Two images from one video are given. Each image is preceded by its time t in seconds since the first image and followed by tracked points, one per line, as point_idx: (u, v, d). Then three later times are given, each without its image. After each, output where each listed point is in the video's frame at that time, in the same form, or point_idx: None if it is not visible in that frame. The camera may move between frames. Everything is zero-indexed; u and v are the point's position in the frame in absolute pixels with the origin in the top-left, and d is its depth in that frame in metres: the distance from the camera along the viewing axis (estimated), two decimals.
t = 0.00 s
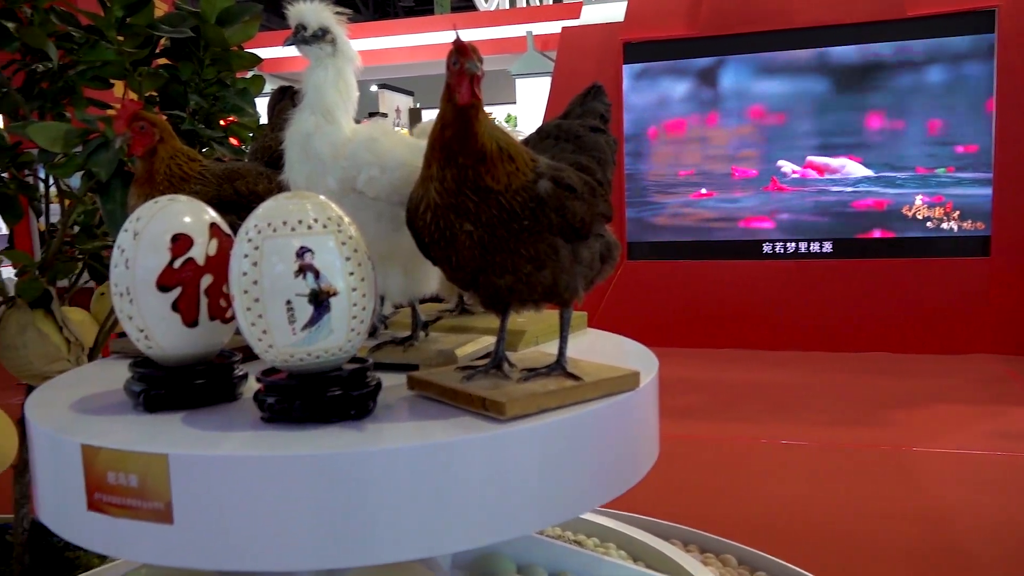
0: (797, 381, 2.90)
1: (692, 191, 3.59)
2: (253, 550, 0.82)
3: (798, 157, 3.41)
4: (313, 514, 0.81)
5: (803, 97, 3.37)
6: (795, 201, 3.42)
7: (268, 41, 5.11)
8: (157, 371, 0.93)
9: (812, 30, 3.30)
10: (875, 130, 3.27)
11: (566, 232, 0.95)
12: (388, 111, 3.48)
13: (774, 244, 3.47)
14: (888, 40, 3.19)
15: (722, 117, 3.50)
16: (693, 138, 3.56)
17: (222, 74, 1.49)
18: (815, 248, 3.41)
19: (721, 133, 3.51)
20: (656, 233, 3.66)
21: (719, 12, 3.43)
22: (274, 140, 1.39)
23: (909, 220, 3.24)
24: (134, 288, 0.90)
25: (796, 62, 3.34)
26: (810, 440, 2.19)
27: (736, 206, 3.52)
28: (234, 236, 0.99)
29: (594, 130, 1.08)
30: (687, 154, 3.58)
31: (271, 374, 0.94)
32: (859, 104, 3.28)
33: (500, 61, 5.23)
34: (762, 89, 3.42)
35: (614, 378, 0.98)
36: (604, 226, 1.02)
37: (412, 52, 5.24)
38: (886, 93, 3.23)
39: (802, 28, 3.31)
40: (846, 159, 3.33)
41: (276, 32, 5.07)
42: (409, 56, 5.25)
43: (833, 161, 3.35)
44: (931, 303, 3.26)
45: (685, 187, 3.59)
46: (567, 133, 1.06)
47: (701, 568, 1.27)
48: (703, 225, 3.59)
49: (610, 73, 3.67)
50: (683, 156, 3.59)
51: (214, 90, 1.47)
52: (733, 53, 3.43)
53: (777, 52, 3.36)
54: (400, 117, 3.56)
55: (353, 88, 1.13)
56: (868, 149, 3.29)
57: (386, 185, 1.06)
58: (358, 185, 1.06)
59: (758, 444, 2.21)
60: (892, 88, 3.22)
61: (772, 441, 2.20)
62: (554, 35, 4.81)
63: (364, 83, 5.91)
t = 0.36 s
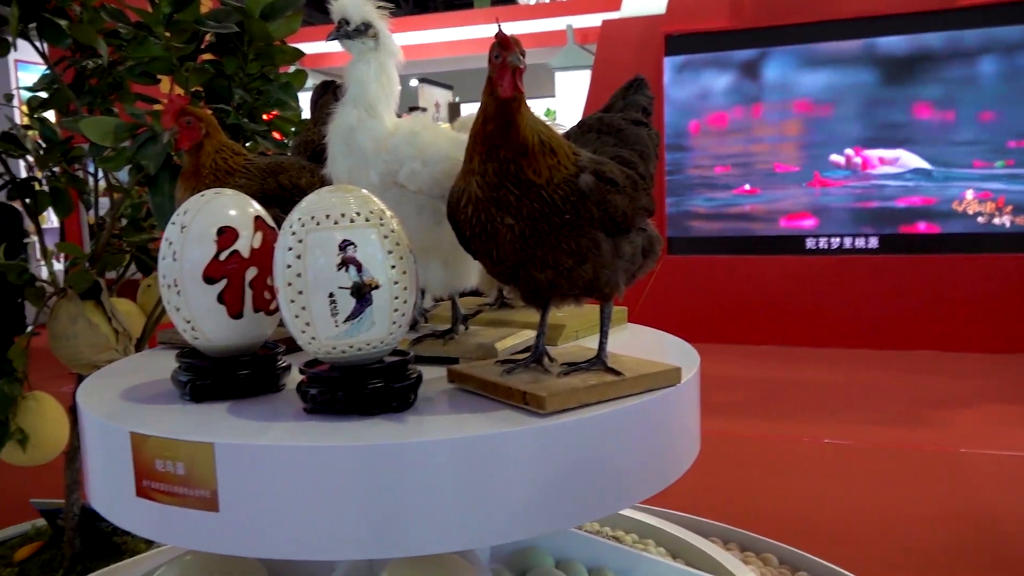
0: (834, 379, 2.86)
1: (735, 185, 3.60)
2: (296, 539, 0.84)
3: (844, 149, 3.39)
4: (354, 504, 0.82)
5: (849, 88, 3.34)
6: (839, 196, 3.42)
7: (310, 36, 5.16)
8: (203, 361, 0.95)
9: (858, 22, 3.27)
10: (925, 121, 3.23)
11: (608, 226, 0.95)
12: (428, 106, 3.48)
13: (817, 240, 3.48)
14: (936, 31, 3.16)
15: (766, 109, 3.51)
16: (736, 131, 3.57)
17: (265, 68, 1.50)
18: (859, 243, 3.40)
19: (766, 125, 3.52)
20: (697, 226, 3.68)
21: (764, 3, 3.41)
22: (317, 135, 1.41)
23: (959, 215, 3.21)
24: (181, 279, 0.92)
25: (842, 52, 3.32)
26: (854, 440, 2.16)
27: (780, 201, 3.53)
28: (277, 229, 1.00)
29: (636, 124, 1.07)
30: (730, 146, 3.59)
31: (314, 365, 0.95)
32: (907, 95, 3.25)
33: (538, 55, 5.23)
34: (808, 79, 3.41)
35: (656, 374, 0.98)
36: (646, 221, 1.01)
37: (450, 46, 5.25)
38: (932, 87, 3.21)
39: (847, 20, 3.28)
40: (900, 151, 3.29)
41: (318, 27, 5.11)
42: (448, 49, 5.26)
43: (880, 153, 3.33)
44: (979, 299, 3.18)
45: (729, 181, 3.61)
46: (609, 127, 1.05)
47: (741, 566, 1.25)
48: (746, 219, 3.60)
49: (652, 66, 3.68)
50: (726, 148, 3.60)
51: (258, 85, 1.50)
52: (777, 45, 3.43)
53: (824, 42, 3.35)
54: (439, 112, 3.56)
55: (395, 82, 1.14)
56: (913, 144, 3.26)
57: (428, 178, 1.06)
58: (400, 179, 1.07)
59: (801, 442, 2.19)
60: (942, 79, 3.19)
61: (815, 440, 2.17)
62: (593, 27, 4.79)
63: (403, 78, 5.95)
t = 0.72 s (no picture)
0: (874, 377, 2.81)
1: (780, 181, 3.73)
2: (337, 528, 0.85)
3: (890, 138, 3.48)
4: (393, 495, 0.83)
5: (896, 79, 3.42)
6: (884, 187, 3.51)
7: (350, 29, 5.22)
8: (245, 352, 0.96)
9: (905, 13, 3.33)
10: (973, 112, 3.30)
11: (648, 219, 0.95)
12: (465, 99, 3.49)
13: (860, 232, 3.59)
14: (986, 22, 3.21)
15: (811, 100, 3.61)
16: (780, 121, 3.69)
17: (306, 63, 1.51)
18: (904, 238, 3.50)
19: (810, 117, 3.63)
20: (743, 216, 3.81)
21: None
22: (357, 128, 1.42)
23: (1007, 207, 3.27)
24: (224, 271, 0.93)
25: (888, 44, 3.39)
26: (899, 438, 2.22)
27: (825, 196, 3.64)
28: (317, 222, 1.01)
29: (676, 116, 1.05)
30: (773, 136, 3.72)
31: (353, 357, 0.96)
32: (955, 85, 3.32)
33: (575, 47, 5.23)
34: (854, 71, 3.49)
35: (694, 369, 0.97)
36: (686, 214, 1.01)
37: (488, 39, 5.26)
38: (981, 78, 3.27)
39: (894, 11, 3.34)
40: (951, 137, 3.35)
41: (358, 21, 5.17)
42: (486, 42, 5.27)
43: (927, 142, 3.40)
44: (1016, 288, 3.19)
45: (774, 178, 3.74)
46: (648, 118, 1.04)
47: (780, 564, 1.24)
48: (793, 214, 3.72)
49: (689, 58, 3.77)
50: (769, 139, 3.72)
51: (299, 79, 1.51)
52: (824, 36, 3.51)
53: (870, 34, 3.42)
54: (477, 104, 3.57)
55: (434, 75, 1.14)
56: (964, 135, 3.33)
57: (467, 171, 1.06)
58: (438, 172, 1.07)
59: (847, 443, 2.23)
60: (991, 70, 3.25)
61: (859, 438, 2.24)
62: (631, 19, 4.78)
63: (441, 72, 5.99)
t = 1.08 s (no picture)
0: (905, 374, 2.77)
1: (814, 177, 3.68)
2: (366, 519, 0.85)
3: (924, 126, 3.42)
4: (421, 487, 0.84)
5: (931, 69, 3.36)
6: (919, 178, 3.45)
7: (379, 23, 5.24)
8: (276, 344, 0.97)
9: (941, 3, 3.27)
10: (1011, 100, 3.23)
11: (678, 212, 0.95)
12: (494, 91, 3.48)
13: (894, 226, 3.53)
14: None
15: (843, 92, 3.56)
16: (812, 113, 3.64)
17: (336, 56, 1.51)
18: (939, 232, 3.43)
19: (842, 108, 3.58)
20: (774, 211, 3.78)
21: None
22: (387, 121, 1.42)
23: None
24: (256, 263, 0.94)
25: (921, 33, 3.34)
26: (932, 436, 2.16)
27: (859, 190, 3.58)
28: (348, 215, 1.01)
29: (707, 108, 1.04)
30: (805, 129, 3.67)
31: (382, 349, 0.97)
32: (992, 73, 3.25)
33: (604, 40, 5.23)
34: (886, 61, 3.43)
35: (724, 364, 0.96)
36: (717, 207, 1.00)
37: (518, 32, 5.33)
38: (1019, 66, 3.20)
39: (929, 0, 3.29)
40: (988, 124, 3.29)
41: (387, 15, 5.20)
42: (516, 35, 5.34)
43: (963, 130, 3.34)
44: None
45: (808, 173, 3.69)
46: (678, 111, 1.03)
47: (810, 561, 1.23)
48: (825, 208, 3.67)
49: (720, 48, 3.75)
50: (801, 131, 3.68)
51: (328, 72, 1.51)
52: (856, 27, 3.47)
53: (904, 23, 3.37)
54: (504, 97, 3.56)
55: (463, 68, 1.14)
56: (999, 119, 3.26)
57: (496, 164, 1.06)
58: (468, 165, 1.07)
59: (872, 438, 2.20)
60: None
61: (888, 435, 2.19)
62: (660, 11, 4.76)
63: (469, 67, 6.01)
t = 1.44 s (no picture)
0: (939, 372, 2.70)
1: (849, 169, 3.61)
2: (391, 517, 0.84)
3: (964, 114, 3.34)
4: (449, 484, 0.82)
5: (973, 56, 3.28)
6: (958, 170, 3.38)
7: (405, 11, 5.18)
8: (301, 337, 0.96)
9: None
10: None
11: (713, 204, 0.92)
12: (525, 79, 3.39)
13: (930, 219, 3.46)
14: None
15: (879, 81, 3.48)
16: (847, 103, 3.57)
17: (361, 44, 1.50)
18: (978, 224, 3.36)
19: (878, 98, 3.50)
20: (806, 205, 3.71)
21: None
22: (412, 110, 1.41)
23: None
24: (280, 255, 0.93)
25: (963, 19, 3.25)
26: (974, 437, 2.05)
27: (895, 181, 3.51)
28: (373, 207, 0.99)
29: (745, 95, 1.00)
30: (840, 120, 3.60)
31: (408, 343, 0.95)
32: None
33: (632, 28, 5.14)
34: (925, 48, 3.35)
35: (761, 361, 0.92)
36: (753, 199, 0.97)
37: (546, 19, 5.19)
38: None
39: None
40: None
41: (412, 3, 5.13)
42: (544, 21, 5.21)
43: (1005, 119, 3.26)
44: None
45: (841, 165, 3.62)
46: (714, 99, 1.00)
47: (848, 566, 1.19)
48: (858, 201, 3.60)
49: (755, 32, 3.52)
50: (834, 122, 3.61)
51: (353, 61, 1.49)
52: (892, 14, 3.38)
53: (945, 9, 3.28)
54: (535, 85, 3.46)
55: (492, 55, 1.11)
56: None
57: (525, 154, 1.04)
58: (496, 155, 1.05)
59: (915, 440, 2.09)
60: None
61: (930, 437, 2.08)
62: None
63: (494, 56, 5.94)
